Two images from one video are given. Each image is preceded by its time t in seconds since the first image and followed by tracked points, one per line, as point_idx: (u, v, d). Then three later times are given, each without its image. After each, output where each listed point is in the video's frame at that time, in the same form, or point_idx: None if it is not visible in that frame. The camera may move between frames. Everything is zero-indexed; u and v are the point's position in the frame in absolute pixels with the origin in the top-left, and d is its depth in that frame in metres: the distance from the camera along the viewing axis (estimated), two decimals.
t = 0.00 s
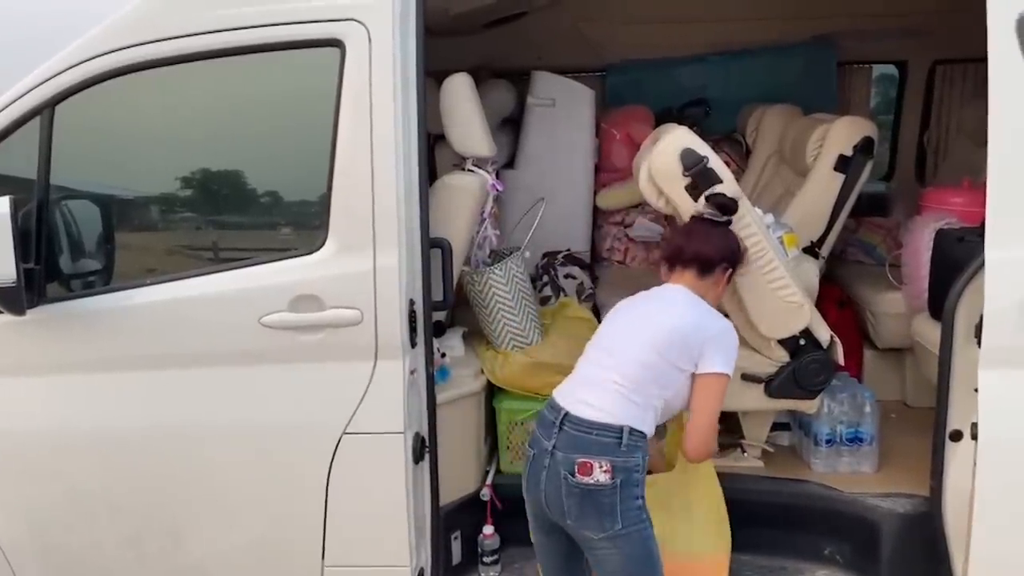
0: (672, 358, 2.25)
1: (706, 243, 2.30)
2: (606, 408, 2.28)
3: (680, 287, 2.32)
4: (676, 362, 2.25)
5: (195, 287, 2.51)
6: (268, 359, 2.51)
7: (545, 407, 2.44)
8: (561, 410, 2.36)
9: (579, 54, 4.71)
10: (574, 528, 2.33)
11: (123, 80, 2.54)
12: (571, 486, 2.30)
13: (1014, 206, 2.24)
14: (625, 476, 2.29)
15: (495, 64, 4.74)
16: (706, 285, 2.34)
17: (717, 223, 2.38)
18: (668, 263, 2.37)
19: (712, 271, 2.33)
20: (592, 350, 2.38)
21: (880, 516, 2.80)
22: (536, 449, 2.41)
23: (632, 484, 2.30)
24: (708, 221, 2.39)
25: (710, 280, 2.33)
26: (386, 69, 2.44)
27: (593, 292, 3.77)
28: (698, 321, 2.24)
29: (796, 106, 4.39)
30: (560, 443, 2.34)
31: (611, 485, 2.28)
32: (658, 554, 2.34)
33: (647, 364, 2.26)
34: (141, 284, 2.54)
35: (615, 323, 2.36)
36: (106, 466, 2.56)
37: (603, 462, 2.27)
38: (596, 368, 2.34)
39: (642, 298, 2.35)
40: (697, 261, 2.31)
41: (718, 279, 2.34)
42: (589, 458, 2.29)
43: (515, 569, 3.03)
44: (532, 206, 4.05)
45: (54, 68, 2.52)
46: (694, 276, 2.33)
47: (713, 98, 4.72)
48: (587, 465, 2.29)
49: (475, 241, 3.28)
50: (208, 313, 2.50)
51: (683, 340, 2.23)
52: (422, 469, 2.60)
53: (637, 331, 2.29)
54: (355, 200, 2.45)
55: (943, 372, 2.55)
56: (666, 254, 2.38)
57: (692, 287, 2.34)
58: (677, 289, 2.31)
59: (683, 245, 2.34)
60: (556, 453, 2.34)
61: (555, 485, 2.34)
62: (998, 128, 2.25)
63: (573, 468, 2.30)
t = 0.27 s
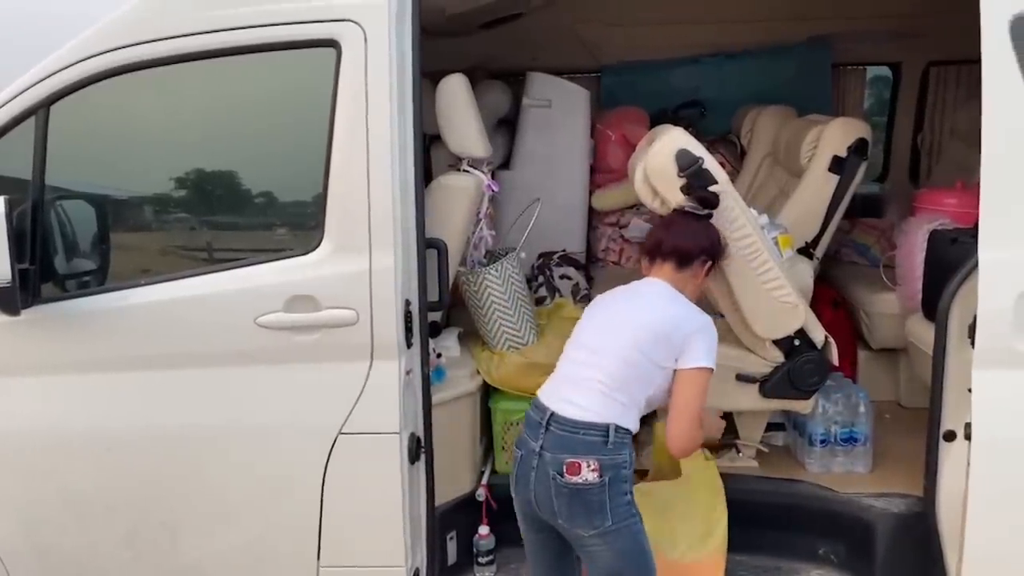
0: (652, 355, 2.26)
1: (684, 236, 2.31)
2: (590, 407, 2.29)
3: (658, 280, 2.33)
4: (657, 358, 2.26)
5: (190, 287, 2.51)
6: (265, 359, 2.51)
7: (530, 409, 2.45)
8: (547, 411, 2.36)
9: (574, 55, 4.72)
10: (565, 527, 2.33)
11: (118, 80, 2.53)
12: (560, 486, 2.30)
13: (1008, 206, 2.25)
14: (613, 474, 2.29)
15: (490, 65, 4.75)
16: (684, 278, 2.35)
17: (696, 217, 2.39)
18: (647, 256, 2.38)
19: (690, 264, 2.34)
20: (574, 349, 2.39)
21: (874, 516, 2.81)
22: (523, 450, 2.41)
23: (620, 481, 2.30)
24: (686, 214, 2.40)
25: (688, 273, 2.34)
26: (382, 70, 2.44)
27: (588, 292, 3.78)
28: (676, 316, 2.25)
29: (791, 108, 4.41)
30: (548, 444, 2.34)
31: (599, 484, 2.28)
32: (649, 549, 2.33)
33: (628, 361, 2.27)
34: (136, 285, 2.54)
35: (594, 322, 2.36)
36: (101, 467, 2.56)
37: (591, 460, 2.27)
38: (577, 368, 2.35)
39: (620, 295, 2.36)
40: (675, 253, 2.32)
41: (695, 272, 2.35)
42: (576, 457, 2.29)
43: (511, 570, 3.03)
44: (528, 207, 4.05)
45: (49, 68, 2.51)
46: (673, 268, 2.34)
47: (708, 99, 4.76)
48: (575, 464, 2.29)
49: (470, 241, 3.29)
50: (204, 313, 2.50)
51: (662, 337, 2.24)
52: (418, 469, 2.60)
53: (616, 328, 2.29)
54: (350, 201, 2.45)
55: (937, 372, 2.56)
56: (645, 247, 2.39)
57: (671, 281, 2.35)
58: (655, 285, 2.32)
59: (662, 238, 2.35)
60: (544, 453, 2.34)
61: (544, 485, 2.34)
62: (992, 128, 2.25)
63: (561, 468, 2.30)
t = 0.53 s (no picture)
0: (612, 357, 2.26)
1: (641, 230, 2.33)
2: (555, 414, 2.30)
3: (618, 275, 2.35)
4: (616, 360, 2.26)
5: (184, 288, 2.51)
6: (260, 360, 2.51)
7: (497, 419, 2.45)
8: (516, 419, 2.37)
9: (569, 57, 4.73)
10: (544, 533, 2.34)
11: (111, 81, 2.53)
12: (533, 495, 2.31)
13: (1001, 208, 2.26)
14: (586, 477, 2.30)
15: (485, 67, 4.76)
16: (643, 273, 2.36)
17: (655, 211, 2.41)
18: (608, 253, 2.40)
19: (648, 258, 2.35)
20: (535, 355, 2.39)
21: (868, 517, 2.82)
22: (494, 461, 2.42)
23: (593, 483, 2.31)
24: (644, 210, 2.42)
25: (647, 267, 2.35)
26: (377, 71, 2.44)
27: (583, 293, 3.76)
28: (633, 316, 2.24)
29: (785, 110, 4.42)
30: (518, 454, 2.34)
31: (572, 489, 2.29)
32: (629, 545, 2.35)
33: (589, 365, 2.27)
34: (129, 285, 2.54)
35: (553, 325, 2.36)
36: (95, 468, 2.55)
37: (561, 467, 2.28)
38: (539, 374, 2.35)
39: (577, 297, 2.35)
40: (631, 247, 2.34)
41: (655, 266, 2.36)
42: (546, 466, 2.30)
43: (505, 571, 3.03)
44: (523, 208, 4.05)
45: (42, 69, 2.51)
46: (631, 263, 2.36)
47: (703, 101, 4.74)
48: (546, 473, 2.29)
49: (465, 243, 3.29)
50: (198, 314, 2.49)
51: (621, 338, 2.24)
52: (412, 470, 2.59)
53: (575, 332, 2.29)
54: (345, 202, 2.45)
55: (930, 373, 2.57)
56: (606, 244, 2.41)
57: (631, 276, 2.36)
58: (612, 284, 2.32)
59: (621, 234, 2.37)
60: (515, 463, 2.34)
61: (518, 494, 2.34)
62: (985, 131, 2.26)
63: (533, 478, 2.31)
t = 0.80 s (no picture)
0: (589, 356, 2.26)
1: (609, 222, 2.34)
2: (536, 416, 2.30)
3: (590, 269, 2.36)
4: (593, 358, 2.27)
5: (177, 289, 2.50)
6: (253, 361, 2.50)
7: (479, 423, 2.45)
8: (498, 423, 2.37)
9: (563, 58, 4.73)
10: (535, 535, 2.34)
11: (106, 81, 2.53)
12: (522, 498, 2.31)
13: (995, 210, 2.26)
14: (572, 477, 2.31)
15: (479, 68, 4.76)
16: (616, 265, 2.37)
17: (626, 202, 2.41)
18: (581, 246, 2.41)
19: (619, 250, 2.35)
20: (513, 357, 2.39)
21: (861, 519, 2.83)
22: (479, 466, 2.41)
23: (579, 482, 2.31)
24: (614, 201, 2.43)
25: (619, 259, 2.36)
26: (371, 72, 2.44)
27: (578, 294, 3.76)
28: (607, 313, 2.25)
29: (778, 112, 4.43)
30: (502, 458, 2.34)
31: (559, 490, 2.29)
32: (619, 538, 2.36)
33: (567, 365, 2.27)
34: (122, 286, 2.53)
35: (528, 326, 2.36)
36: (87, 470, 2.54)
37: (548, 469, 2.28)
38: (518, 377, 2.35)
39: (551, 296, 2.35)
40: (603, 240, 2.35)
41: (627, 256, 2.36)
42: (531, 470, 2.30)
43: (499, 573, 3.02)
44: (517, 209, 4.05)
45: (35, 69, 2.50)
46: (603, 256, 2.36)
47: (697, 103, 4.76)
48: (532, 477, 2.30)
49: (459, 244, 3.29)
50: (192, 315, 2.49)
51: (597, 337, 2.25)
52: (406, 471, 2.58)
53: (551, 332, 2.29)
54: (339, 202, 2.45)
55: (923, 373, 2.58)
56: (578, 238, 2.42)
57: (603, 269, 2.37)
58: (585, 281, 2.32)
59: (591, 227, 2.38)
60: (501, 468, 2.34)
61: (506, 498, 2.35)
62: (978, 133, 2.27)
63: (520, 481, 2.31)
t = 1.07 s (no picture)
0: (589, 352, 2.27)
1: (598, 215, 2.34)
2: (540, 415, 2.30)
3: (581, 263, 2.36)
4: (593, 353, 2.27)
5: (169, 290, 2.50)
6: (246, 363, 2.50)
7: (480, 419, 2.45)
8: (501, 422, 2.37)
9: (556, 60, 4.74)
10: (538, 532, 2.35)
11: (99, 81, 2.52)
12: (528, 495, 2.32)
13: (986, 211, 2.27)
14: (578, 474, 2.32)
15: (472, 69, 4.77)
16: (607, 259, 2.37)
17: (615, 196, 2.42)
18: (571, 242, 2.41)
19: (609, 243, 2.36)
20: (511, 358, 2.38)
21: (853, 519, 2.83)
22: (481, 463, 2.41)
23: (585, 479, 2.33)
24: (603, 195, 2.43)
25: (609, 252, 2.37)
26: (364, 72, 2.44)
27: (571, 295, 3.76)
28: (603, 308, 2.26)
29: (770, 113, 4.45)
30: (508, 456, 2.34)
31: (566, 487, 2.30)
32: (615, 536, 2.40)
33: (568, 363, 2.28)
34: (114, 287, 2.52)
35: (524, 326, 2.35)
36: (79, 471, 2.54)
37: (555, 467, 2.29)
38: (518, 377, 2.34)
39: (544, 294, 2.34)
40: (593, 234, 2.36)
41: (617, 248, 2.37)
42: (539, 467, 2.30)
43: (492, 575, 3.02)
44: (510, 210, 4.05)
45: (26, 69, 2.50)
46: (594, 250, 2.36)
47: (690, 104, 4.77)
48: (539, 474, 2.30)
49: (453, 245, 3.30)
50: (184, 316, 2.48)
51: (596, 333, 2.25)
52: (399, 472, 2.58)
53: (549, 331, 2.29)
54: (332, 203, 2.45)
55: (916, 374, 2.59)
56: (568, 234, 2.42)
57: (594, 263, 2.37)
58: (578, 277, 2.32)
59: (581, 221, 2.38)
60: (506, 465, 2.34)
61: (511, 495, 2.35)
62: (969, 134, 2.28)
63: (527, 478, 2.31)
